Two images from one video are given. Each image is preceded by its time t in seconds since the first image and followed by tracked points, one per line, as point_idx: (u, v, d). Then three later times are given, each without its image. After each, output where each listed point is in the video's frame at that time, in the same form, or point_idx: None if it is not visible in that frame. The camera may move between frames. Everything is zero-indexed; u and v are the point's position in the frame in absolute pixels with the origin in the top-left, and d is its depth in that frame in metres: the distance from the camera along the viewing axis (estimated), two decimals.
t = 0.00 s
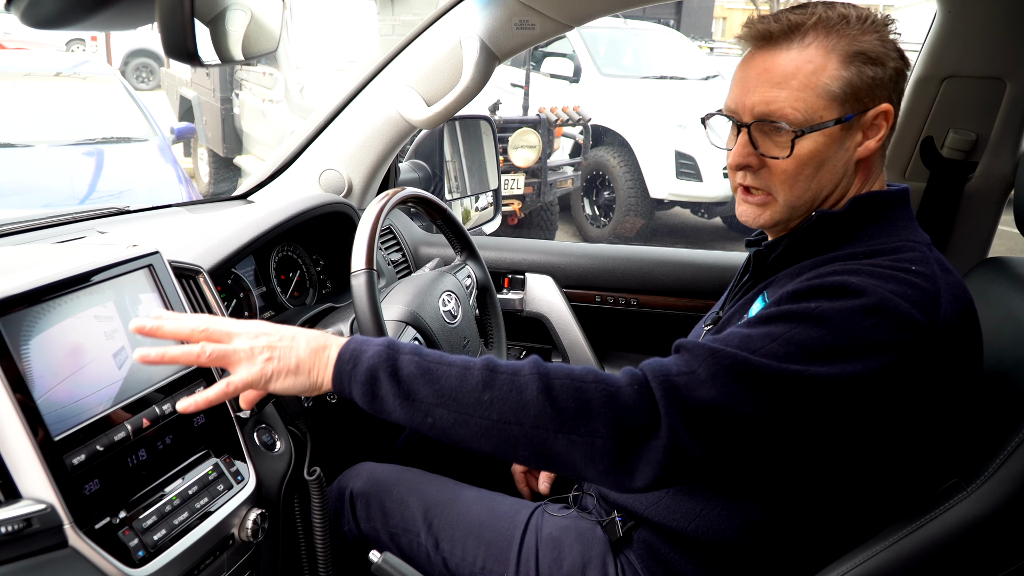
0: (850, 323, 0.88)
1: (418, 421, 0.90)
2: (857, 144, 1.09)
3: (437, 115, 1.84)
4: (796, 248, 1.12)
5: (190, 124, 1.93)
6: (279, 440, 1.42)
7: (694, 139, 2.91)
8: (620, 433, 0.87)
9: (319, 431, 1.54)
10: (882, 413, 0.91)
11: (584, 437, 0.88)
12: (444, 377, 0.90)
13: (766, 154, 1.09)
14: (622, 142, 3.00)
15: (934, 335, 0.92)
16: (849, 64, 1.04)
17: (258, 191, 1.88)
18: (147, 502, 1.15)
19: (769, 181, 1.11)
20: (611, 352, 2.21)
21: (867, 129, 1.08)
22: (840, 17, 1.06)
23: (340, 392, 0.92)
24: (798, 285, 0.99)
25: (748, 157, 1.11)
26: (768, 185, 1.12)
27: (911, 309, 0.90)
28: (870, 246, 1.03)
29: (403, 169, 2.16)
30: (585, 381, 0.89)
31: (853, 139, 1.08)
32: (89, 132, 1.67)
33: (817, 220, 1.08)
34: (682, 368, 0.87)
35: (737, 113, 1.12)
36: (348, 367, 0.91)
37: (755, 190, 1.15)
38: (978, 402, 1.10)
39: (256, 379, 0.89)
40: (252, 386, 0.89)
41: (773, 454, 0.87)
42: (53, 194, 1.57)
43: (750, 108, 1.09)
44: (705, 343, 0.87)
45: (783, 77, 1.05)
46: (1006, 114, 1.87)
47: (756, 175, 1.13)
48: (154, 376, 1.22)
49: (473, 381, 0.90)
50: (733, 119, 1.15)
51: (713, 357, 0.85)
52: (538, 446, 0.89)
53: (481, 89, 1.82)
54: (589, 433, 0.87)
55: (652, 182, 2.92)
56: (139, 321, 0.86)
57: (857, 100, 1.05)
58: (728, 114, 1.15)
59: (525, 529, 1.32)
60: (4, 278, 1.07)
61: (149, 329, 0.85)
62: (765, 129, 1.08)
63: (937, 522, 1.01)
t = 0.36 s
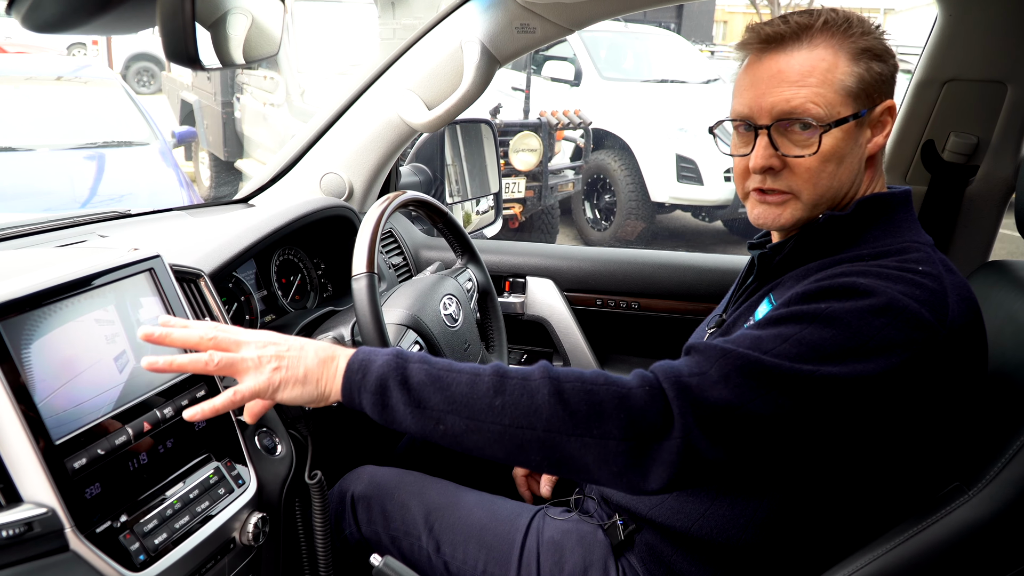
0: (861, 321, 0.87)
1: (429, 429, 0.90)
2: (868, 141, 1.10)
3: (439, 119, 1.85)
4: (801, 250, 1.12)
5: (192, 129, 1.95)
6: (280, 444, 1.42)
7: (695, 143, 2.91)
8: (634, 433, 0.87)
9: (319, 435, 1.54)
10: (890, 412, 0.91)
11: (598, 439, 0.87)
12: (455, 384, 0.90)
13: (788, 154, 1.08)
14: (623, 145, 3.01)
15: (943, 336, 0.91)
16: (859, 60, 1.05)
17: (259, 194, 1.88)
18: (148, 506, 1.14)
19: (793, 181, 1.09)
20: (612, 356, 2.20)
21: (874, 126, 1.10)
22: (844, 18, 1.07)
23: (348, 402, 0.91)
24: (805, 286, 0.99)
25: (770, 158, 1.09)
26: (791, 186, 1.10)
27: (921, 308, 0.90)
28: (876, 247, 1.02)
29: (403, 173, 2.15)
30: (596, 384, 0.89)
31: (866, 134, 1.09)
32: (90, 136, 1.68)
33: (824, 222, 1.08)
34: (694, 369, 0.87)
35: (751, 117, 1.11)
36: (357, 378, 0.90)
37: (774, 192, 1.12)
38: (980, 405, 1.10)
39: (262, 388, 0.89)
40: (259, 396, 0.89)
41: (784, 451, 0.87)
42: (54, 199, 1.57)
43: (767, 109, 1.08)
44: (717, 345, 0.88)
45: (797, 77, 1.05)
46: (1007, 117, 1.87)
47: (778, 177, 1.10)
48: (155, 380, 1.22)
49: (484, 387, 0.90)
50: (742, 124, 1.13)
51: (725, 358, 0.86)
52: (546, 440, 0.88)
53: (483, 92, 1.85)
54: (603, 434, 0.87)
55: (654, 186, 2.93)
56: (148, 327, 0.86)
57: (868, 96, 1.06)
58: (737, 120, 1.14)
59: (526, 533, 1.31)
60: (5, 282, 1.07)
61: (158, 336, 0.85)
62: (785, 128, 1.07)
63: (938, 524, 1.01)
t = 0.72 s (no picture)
0: (867, 330, 0.87)
1: (434, 443, 0.89)
2: (867, 145, 1.09)
3: (439, 121, 1.85)
4: (805, 254, 1.12)
5: (192, 131, 1.95)
6: (281, 446, 1.41)
7: (696, 144, 2.91)
8: (642, 448, 0.87)
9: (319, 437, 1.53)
10: (896, 418, 0.90)
11: (605, 454, 0.87)
12: (462, 398, 0.90)
13: (780, 155, 1.09)
14: (623, 147, 3.01)
15: (948, 341, 0.91)
16: (859, 64, 1.05)
17: (260, 197, 1.87)
18: (148, 508, 1.14)
19: (784, 182, 1.10)
20: (613, 358, 2.20)
21: (874, 130, 1.09)
22: (847, 21, 1.07)
23: (353, 414, 0.91)
24: (809, 294, 1.00)
25: (762, 158, 1.10)
26: (782, 187, 1.10)
27: (926, 314, 0.90)
28: (879, 252, 1.03)
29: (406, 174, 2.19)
30: (604, 398, 0.89)
31: (863, 138, 1.08)
32: (90, 138, 1.68)
33: (827, 227, 1.08)
34: (700, 380, 0.87)
35: (747, 116, 1.11)
36: (363, 391, 0.90)
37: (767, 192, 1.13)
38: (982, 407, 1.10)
39: (266, 404, 0.88)
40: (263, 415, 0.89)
41: (790, 463, 0.87)
42: (54, 200, 1.57)
43: (762, 109, 1.08)
44: (722, 354, 0.87)
45: (794, 78, 1.05)
46: (1007, 119, 1.87)
47: (769, 177, 1.11)
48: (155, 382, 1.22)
49: (489, 402, 0.89)
50: (740, 123, 1.14)
51: (731, 367, 0.86)
52: (554, 455, 0.88)
53: (484, 95, 1.85)
54: (610, 450, 0.87)
55: (654, 188, 2.95)
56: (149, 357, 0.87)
57: (866, 99, 1.06)
58: (735, 119, 1.14)
59: (526, 535, 1.31)
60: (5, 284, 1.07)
61: (159, 366, 0.85)
62: (777, 129, 1.08)
63: (938, 527, 1.01)
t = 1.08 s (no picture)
0: (858, 323, 0.87)
1: (431, 369, 0.92)
2: (857, 149, 1.08)
3: (439, 122, 1.85)
4: (802, 254, 1.10)
5: (192, 132, 1.94)
6: (281, 447, 1.43)
7: (697, 146, 2.89)
8: (641, 454, 0.86)
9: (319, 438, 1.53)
10: (889, 416, 0.90)
11: (588, 416, 0.87)
12: (470, 334, 0.91)
13: (762, 151, 1.10)
14: (623, 148, 2.99)
15: (939, 342, 0.91)
16: (853, 67, 1.04)
17: (260, 198, 1.87)
18: (148, 510, 1.14)
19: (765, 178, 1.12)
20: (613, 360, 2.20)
21: (866, 135, 1.08)
22: (847, 22, 1.06)
23: (368, 325, 0.95)
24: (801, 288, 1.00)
25: (745, 152, 1.12)
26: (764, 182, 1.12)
27: (918, 314, 0.90)
28: (873, 255, 1.02)
29: (405, 176, 2.16)
30: (600, 368, 0.88)
31: (853, 143, 1.07)
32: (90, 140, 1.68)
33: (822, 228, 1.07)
34: (691, 366, 0.85)
35: (740, 110, 1.13)
36: (385, 301, 0.94)
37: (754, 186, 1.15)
38: (983, 409, 1.10)
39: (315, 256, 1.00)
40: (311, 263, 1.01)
41: (781, 450, 0.87)
42: (53, 202, 1.57)
43: (750, 105, 1.10)
44: (711, 340, 0.86)
45: (784, 76, 1.06)
46: (1007, 121, 1.87)
47: (754, 171, 1.13)
48: (155, 384, 1.22)
49: (494, 342, 0.90)
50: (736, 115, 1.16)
51: (720, 352, 0.84)
52: (538, 426, 0.89)
53: (483, 96, 1.84)
54: (593, 412, 0.87)
55: (654, 189, 2.91)
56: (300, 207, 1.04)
57: (856, 104, 1.05)
58: (733, 112, 1.16)
59: (526, 538, 1.31)
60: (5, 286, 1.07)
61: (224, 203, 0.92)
62: (762, 125, 1.09)
63: (939, 528, 1.01)
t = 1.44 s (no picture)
0: (856, 292, 0.88)
1: (411, 339, 0.85)
2: (866, 146, 1.08)
3: (439, 124, 1.85)
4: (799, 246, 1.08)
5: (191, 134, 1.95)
6: (279, 449, 1.42)
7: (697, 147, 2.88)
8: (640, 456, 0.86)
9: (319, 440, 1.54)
10: (886, 401, 0.90)
11: (588, 362, 0.83)
12: (448, 294, 0.86)
13: (774, 145, 1.10)
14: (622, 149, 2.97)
15: (934, 333, 0.91)
16: (865, 64, 1.05)
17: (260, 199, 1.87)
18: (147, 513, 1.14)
19: (775, 172, 1.11)
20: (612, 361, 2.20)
21: (877, 132, 1.08)
22: (859, 21, 1.07)
23: (330, 304, 0.87)
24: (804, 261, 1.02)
25: (757, 145, 1.11)
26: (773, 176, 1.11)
27: (917, 297, 0.90)
28: (875, 244, 1.01)
29: (404, 178, 2.14)
30: (594, 316, 0.84)
31: (863, 139, 1.08)
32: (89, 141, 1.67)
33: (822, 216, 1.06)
34: (690, 315, 0.83)
35: (752, 104, 1.13)
36: (342, 274, 0.86)
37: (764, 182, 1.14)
38: (981, 410, 1.10)
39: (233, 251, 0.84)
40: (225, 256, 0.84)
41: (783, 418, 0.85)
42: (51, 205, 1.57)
43: (764, 99, 1.10)
44: (712, 293, 0.85)
45: (797, 71, 1.06)
46: (1005, 121, 1.87)
47: (763, 165, 1.13)
48: (154, 386, 1.22)
49: (476, 299, 0.85)
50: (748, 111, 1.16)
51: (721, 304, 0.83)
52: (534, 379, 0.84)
53: (481, 100, 1.84)
54: (593, 357, 0.83)
55: (654, 190, 2.91)
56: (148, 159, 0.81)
57: (868, 101, 1.06)
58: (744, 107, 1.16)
59: (525, 539, 1.30)
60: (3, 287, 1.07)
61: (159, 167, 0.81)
62: (774, 118, 1.08)
63: (940, 529, 1.01)
